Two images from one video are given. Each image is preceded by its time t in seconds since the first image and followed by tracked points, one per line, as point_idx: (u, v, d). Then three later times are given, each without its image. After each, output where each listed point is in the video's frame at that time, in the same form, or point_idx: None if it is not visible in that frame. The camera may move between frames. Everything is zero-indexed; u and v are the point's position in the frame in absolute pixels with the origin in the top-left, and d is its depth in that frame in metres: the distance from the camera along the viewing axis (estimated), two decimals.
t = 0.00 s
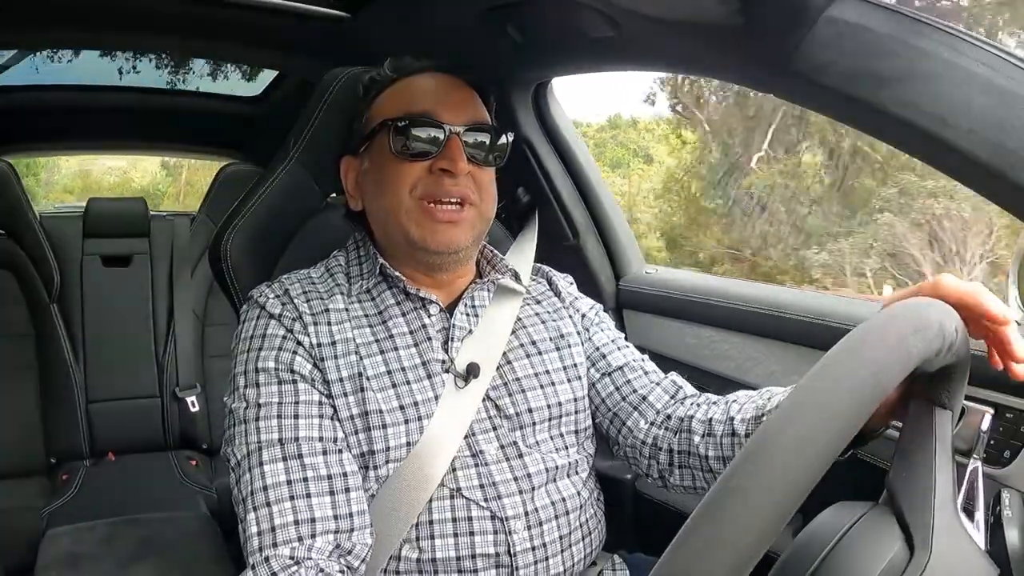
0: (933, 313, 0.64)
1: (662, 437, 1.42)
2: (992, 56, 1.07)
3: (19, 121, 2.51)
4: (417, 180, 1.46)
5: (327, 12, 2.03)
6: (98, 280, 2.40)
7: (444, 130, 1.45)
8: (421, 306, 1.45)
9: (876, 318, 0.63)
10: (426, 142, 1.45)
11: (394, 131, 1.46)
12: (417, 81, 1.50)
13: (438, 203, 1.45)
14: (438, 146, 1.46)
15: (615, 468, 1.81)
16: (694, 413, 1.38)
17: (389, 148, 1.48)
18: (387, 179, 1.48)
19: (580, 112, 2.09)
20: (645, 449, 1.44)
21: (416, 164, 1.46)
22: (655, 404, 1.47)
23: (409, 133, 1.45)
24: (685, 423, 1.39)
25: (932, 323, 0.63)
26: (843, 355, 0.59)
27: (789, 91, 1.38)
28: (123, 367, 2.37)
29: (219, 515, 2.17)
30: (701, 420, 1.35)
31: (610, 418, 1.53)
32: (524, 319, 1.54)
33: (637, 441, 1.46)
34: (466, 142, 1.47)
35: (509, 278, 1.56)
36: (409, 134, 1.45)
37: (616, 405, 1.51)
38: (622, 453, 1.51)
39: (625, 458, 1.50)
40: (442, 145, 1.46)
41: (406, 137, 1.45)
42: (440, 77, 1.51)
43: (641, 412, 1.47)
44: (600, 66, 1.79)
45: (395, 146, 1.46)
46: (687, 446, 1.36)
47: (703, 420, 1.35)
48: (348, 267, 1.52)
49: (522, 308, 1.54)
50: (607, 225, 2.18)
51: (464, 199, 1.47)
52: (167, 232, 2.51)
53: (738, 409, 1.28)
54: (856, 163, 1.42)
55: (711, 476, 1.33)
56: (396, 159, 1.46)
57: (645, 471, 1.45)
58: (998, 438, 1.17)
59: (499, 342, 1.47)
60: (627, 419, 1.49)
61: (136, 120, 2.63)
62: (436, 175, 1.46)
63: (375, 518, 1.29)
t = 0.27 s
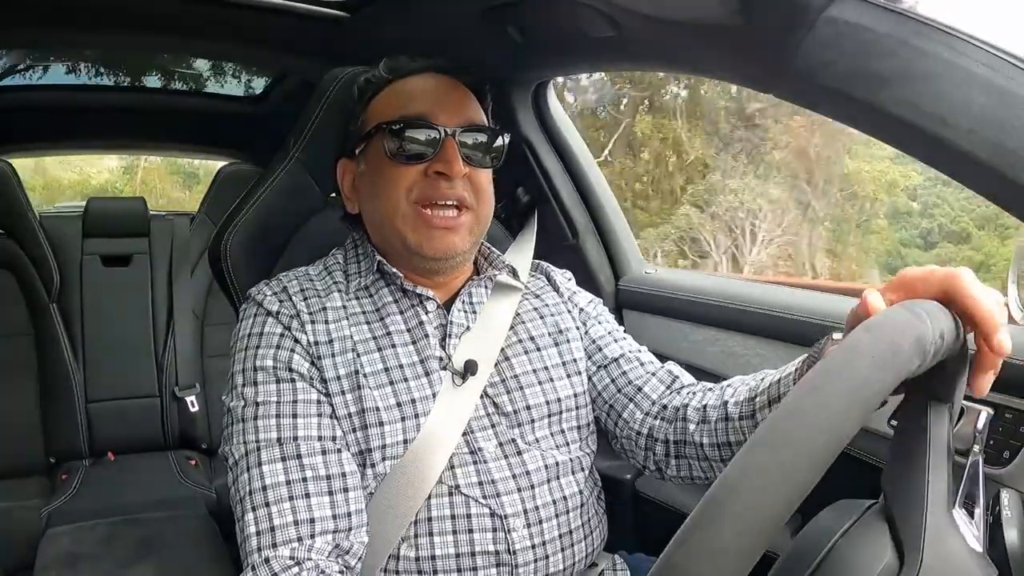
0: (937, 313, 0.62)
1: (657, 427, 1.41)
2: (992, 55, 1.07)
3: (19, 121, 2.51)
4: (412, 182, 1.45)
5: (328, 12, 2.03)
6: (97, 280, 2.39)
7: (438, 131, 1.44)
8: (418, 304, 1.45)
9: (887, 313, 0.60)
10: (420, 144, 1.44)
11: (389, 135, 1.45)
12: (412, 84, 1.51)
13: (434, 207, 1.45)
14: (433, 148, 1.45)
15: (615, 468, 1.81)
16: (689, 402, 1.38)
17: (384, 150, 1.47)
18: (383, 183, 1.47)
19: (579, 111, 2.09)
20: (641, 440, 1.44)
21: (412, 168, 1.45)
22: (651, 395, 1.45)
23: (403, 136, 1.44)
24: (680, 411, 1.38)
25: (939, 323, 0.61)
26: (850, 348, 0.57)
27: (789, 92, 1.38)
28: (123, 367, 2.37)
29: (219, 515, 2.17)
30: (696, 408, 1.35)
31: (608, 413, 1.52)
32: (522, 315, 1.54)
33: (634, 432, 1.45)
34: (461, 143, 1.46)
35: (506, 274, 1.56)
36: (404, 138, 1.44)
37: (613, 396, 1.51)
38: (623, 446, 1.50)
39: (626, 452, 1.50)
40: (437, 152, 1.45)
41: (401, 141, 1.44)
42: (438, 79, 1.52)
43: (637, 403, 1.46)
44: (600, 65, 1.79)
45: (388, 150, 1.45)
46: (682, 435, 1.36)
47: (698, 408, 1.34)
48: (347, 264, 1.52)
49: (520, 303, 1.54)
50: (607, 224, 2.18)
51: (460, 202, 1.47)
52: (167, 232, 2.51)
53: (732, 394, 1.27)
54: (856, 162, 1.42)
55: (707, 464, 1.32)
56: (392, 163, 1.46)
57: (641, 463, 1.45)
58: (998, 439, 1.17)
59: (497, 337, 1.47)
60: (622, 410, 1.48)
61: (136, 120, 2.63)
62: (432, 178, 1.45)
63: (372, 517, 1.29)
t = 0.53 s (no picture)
0: (921, 315, 0.60)
1: (652, 424, 1.41)
2: (992, 55, 1.07)
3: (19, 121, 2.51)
4: (414, 184, 1.45)
5: (328, 12, 2.03)
6: (97, 280, 2.39)
7: (438, 132, 1.45)
8: (419, 303, 1.45)
9: (869, 323, 0.58)
10: (421, 145, 1.44)
11: (389, 136, 1.45)
12: (411, 85, 1.51)
13: (436, 208, 1.45)
14: (434, 150, 1.45)
15: (614, 468, 1.81)
16: (684, 398, 1.38)
17: (384, 152, 1.47)
18: (384, 184, 1.47)
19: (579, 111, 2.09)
20: (634, 437, 1.44)
21: (412, 169, 1.45)
22: (646, 392, 1.45)
23: (404, 137, 1.44)
24: (675, 408, 1.38)
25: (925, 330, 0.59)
26: (839, 356, 0.54)
27: (789, 92, 1.38)
28: (123, 367, 2.37)
29: (219, 515, 2.17)
30: (690, 405, 1.35)
31: (605, 412, 1.52)
32: (523, 314, 1.54)
33: (628, 429, 1.45)
34: (461, 145, 1.47)
35: (507, 274, 1.56)
36: (405, 138, 1.44)
37: (609, 394, 1.50)
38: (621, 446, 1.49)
39: (622, 450, 1.49)
40: (437, 153, 1.45)
41: (401, 142, 1.44)
42: (438, 80, 1.52)
43: (631, 399, 1.46)
44: (600, 65, 1.79)
45: (388, 151, 1.45)
46: (676, 431, 1.36)
47: (692, 404, 1.34)
48: (347, 264, 1.52)
49: (520, 302, 1.54)
50: (607, 224, 2.18)
51: (462, 202, 1.46)
52: (167, 232, 2.51)
53: (724, 388, 1.27)
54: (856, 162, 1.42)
55: (699, 460, 1.32)
56: (393, 164, 1.46)
57: (634, 461, 1.45)
58: (998, 438, 1.17)
59: (498, 337, 1.47)
60: (617, 409, 1.48)
61: (136, 120, 2.63)
62: (433, 179, 1.45)
63: (372, 517, 1.29)
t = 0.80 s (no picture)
0: (918, 316, 0.61)
1: (649, 423, 1.41)
2: (991, 54, 1.07)
3: (19, 121, 2.51)
4: (413, 184, 1.45)
5: (328, 13, 2.03)
6: (97, 280, 2.39)
7: (437, 131, 1.45)
8: (418, 303, 1.45)
9: (864, 326, 0.58)
10: (420, 144, 1.44)
11: (388, 136, 1.45)
12: (409, 84, 1.51)
13: (437, 205, 1.45)
14: (433, 149, 1.45)
15: (614, 468, 1.81)
16: (682, 397, 1.38)
17: (383, 152, 1.47)
18: (385, 183, 1.47)
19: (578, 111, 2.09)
20: (632, 437, 1.44)
21: (412, 168, 1.45)
22: (644, 392, 1.45)
23: (403, 137, 1.44)
24: (672, 407, 1.38)
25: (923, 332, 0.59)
26: (836, 361, 0.54)
27: (788, 92, 1.38)
28: (124, 367, 2.37)
29: (219, 515, 2.17)
30: (688, 404, 1.35)
31: (603, 412, 1.51)
32: (522, 314, 1.54)
33: (626, 428, 1.45)
34: (460, 144, 1.47)
35: (507, 274, 1.56)
36: (404, 138, 1.44)
37: (607, 394, 1.50)
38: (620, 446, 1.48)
39: (620, 450, 1.49)
40: (436, 151, 1.45)
41: (399, 141, 1.44)
42: (437, 79, 1.52)
43: (630, 398, 1.46)
44: (600, 65, 1.79)
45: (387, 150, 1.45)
46: (674, 430, 1.36)
47: (690, 402, 1.34)
48: (346, 264, 1.52)
49: (520, 302, 1.54)
50: (607, 224, 2.18)
51: (461, 201, 1.46)
52: (166, 232, 2.51)
53: (723, 388, 1.27)
54: (856, 162, 1.42)
55: (695, 459, 1.31)
56: (392, 163, 1.46)
57: (631, 460, 1.45)
58: (998, 438, 1.17)
59: (497, 337, 1.47)
60: (615, 408, 1.48)
61: (136, 120, 2.63)
62: (432, 178, 1.45)
63: (372, 517, 1.29)
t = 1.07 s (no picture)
0: (920, 315, 0.60)
1: (648, 427, 1.41)
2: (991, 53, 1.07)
3: (19, 121, 2.51)
4: (417, 185, 1.45)
5: (328, 13, 2.04)
6: (97, 280, 2.39)
7: (441, 131, 1.44)
8: (418, 303, 1.45)
9: (868, 322, 0.58)
10: (424, 144, 1.44)
11: (389, 137, 1.45)
12: (412, 84, 1.51)
13: (442, 211, 1.45)
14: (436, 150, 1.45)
15: (614, 468, 1.81)
16: (682, 402, 1.38)
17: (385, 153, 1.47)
18: (388, 185, 1.47)
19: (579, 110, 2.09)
20: (631, 440, 1.44)
21: (416, 172, 1.45)
22: (644, 396, 1.45)
23: (404, 137, 1.44)
24: (672, 411, 1.38)
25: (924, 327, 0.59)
26: (840, 360, 0.54)
27: (788, 92, 1.38)
28: (124, 367, 2.37)
29: (219, 515, 2.17)
30: (688, 407, 1.35)
31: (603, 413, 1.51)
32: (522, 314, 1.54)
33: (626, 431, 1.45)
34: (464, 145, 1.46)
35: (508, 274, 1.56)
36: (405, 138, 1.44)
37: (607, 396, 1.50)
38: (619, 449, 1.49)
39: (619, 452, 1.49)
40: (440, 153, 1.45)
41: (401, 142, 1.44)
42: (438, 78, 1.52)
43: (631, 401, 1.46)
44: (600, 65, 1.79)
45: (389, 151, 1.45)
46: (672, 435, 1.36)
47: (690, 407, 1.34)
48: (346, 266, 1.52)
49: (520, 303, 1.54)
50: (607, 224, 2.18)
51: (465, 202, 1.45)
52: (167, 232, 2.52)
53: (723, 393, 1.27)
54: (856, 162, 1.42)
55: (694, 462, 1.31)
56: (394, 165, 1.45)
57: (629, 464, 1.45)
58: (998, 438, 1.17)
59: (498, 337, 1.47)
60: (615, 411, 1.48)
61: (136, 120, 2.63)
62: (438, 182, 1.45)
63: (373, 518, 1.29)
